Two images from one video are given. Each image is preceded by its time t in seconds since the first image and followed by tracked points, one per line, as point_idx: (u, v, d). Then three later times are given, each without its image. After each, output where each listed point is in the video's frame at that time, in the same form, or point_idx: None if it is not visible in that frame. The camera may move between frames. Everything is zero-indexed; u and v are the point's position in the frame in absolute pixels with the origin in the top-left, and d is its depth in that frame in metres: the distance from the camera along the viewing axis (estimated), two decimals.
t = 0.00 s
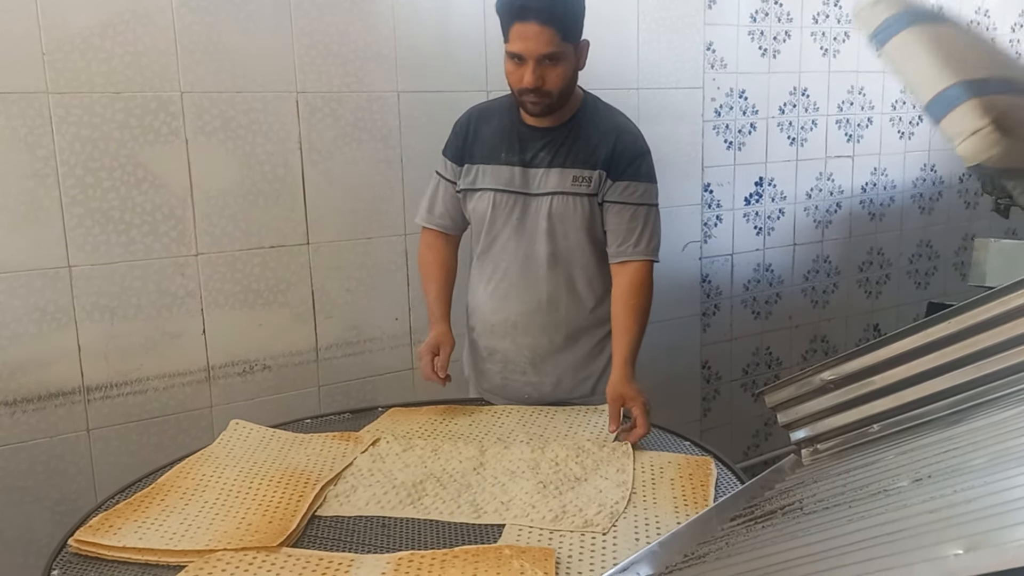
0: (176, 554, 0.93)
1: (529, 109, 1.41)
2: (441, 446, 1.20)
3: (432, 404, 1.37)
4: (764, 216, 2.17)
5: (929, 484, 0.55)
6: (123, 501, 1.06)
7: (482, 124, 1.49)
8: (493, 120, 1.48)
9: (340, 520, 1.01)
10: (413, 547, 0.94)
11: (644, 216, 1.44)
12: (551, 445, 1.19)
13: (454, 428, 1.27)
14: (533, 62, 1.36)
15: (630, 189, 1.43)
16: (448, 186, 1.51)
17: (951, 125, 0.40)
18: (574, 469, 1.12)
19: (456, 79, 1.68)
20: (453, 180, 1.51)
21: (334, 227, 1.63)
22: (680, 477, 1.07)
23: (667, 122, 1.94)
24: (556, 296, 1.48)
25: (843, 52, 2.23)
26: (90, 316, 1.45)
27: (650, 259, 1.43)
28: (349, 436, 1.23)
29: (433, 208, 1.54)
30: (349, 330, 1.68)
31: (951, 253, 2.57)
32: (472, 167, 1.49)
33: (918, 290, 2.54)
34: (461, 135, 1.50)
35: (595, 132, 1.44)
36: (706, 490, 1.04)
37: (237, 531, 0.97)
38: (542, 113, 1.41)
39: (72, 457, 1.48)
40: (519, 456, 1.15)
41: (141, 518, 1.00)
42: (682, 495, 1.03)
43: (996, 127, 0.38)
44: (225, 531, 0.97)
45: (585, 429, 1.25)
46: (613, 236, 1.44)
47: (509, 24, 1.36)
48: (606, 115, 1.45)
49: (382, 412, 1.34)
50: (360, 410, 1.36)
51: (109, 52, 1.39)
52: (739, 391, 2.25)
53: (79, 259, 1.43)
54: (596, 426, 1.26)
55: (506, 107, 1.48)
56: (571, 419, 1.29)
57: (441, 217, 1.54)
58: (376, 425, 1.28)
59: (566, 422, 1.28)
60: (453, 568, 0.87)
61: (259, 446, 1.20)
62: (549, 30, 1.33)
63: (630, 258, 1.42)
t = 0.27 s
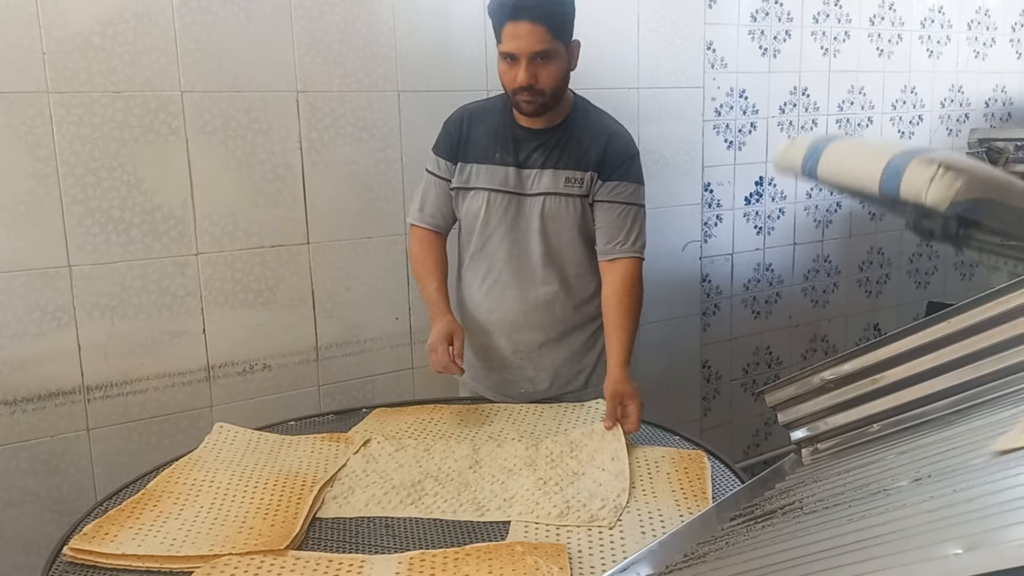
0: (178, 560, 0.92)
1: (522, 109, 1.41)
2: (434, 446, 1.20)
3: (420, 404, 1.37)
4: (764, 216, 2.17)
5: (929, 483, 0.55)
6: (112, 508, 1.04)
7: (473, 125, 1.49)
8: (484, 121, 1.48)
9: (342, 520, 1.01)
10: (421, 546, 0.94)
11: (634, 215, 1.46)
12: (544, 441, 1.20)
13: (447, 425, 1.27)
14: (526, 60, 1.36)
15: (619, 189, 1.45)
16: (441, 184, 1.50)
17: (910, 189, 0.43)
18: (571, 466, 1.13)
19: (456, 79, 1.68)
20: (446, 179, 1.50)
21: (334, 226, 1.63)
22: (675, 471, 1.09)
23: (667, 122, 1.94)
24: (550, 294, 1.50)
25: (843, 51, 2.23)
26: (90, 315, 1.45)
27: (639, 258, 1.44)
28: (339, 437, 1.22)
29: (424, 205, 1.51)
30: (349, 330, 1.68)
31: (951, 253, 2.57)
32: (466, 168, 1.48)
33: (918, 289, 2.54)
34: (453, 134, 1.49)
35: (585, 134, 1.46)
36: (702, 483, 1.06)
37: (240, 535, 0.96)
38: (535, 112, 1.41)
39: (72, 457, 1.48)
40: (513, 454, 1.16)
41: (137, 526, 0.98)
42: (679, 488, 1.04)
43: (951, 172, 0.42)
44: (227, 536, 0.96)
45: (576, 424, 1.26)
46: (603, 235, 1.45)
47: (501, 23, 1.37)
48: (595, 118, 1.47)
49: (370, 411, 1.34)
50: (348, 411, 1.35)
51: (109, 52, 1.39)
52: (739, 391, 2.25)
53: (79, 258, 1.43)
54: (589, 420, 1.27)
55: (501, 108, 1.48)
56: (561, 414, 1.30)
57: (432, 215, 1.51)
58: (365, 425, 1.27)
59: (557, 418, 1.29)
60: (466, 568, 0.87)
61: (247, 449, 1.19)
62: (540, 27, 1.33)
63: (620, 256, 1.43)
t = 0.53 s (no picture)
0: (180, 567, 0.91)
1: (511, 105, 1.45)
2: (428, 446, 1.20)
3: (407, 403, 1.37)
4: (764, 216, 2.17)
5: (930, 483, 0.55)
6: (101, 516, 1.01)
7: (464, 126, 1.49)
8: (475, 120, 1.49)
9: (345, 520, 1.01)
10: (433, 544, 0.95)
11: (637, 205, 1.54)
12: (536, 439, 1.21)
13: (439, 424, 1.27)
14: (513, 57, 1.41)
15: (621, 182, 1.52)
16: (437, 184, 1.49)
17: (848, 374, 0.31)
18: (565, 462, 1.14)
19: (456, 79, 1.68)
20: (441, 179, 1.49)
21: (334, 225, 1.63)
22: (668, 463, 1.11)
23: (667, 122, 1.94)
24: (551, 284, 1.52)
25: (843, 51, 2.23)
26: (90, 315, 1.45)
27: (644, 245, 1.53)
28: (327, 438, 1.22)
29: (417, 207, 1.50)
30: (349, 329, 1.68)
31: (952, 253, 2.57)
32: (460, 166, 1.49)
33: (919, 289, 2.54)
34: (444, 136, 1.50)
35: (577, 128, 1.50)
36: (694, 474, 1.08)
37: (244, 540, 0.95)
38: (524, 109, 1.45)
39: (72, 456, 1.48)
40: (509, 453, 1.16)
41: (133, 533, 0.96)
42: (673, 479, 1.07)
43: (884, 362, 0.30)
44: (230, 540, 0.95)
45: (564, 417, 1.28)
46: (609, 226, 1.53)
47: (488, 25, 1.43)
48: (584, 112, 1.51)
49: (358, 412, 1.34)
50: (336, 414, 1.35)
51: (109, 52, 1.40)
52: (739, 390, 2.25)
53: (80, 258, 1.43)
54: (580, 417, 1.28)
55: (487, 108, 1.50)
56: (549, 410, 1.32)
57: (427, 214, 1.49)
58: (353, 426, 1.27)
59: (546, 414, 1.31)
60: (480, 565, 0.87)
61: (235, 453, 1.17)
62: (527, 24, 1.39)
63: (629, 244, 1.52)
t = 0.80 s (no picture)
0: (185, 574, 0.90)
1: (501, 103, 1.45)
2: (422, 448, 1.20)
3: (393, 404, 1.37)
4: (764, 216, 2.17)
5: (930, 482, 0.55)
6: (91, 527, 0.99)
7: (456, 126, 1.50)
8: (467, 120, 1.50)
9: (351, 521, 1.01)
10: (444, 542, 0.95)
11: (632, 193, 1.53)
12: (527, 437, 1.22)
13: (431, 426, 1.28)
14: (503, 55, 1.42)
15: (615, 171, 1.53)
16: (435, 183, 1.48)
17: None
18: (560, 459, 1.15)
19: (456, 79, 1.68)
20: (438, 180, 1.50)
21: (334, 225, 1.63)
22: (661, 455, 1.13)
23: (667, 122, 1.94)
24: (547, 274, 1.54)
25: (843, 51, 2.23)
26: (90, 315, 1.45)
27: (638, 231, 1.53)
28: (314, 442, 1.22)
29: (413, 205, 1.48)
30: (349, 330, 1.68)
31: (951, 253, 2.57)
32: (456, 165, 1.49)
33: (918, 289, 2.54)
34: (437, 137, 1.49)
35: (569, 121, 1.51)
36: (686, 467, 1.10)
37: (250, 544, 0.94)
38: (514, 107, 1.46)
39: (72, 457, 1.48)
40: (506, 451, 1.17)
41: (132, 544, 0.94)
42: (668, 471, 1.09)
43: None
44: (235, 546, 0.94)
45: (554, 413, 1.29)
46: (603, 215, 1.53)
47: (478, 24, 1.44)
48: (574, 106, 1.52)
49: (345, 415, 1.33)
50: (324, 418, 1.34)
51: (108, 52, 1.39)
52: (739, 390, 2.25)
53: (79, 258, 1.43)
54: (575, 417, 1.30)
55: (478, 108, 1.50)
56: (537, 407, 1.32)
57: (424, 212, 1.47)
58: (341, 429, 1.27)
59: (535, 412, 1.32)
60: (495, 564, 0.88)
61: (222, 460, 1.16)
62: (516, 23, 1.40)
63: (624, 231, 1.52)
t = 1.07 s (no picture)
0: None
1: (497, 103, 1.47)
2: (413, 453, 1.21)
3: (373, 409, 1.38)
4: (764, 215, 2.17)
5: (931, 481, 0.55)
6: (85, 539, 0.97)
7: (451, 126, 1.52)
8: (462, 121, 1.52)
9: (358, 523, 1.01)
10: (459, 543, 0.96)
11: (624, 192, 1.53)
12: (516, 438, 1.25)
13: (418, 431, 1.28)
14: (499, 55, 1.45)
15: (608, 171, 1.53)
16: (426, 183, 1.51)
17: None
18: (554, 459, 1.17)
19: (456, 79, 1.68)
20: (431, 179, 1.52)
21: (334, 224, 1.63)
22: (650, 449, 1.18)
23: (667, 121, 1.94)
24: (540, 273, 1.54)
25: (844, 50, 2.23)
26: (90, 315, 1.45)
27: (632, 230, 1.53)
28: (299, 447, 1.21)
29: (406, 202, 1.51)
30: (349, 329, 1.68)
31: (951, 252, 2.57)
32: (450, 165, 1.51)
33: (919, 289, 2.54)
34: (431, 139, 1.53)
35: (563, 120, 1.52)
36: (674, 459, 1.14)
37: (255, 548, 0.94)
38: (509, 106, 1.48)
39: (72, 456, 1.48)
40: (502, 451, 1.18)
41: (132, 554, 0.93)
42: (660, 465, 1.13)
43: None
44: (243, 552, 0.94)
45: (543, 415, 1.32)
46: (596, 214, 1.53)
47: (475, 26, 1.47)
48: (568, 106, 1.53)
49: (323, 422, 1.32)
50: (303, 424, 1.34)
51: (108, 51, 1.39)
52: (739, 390, 2.25)
53: (80, 257, 1.43)
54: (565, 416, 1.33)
55: (473, 109, 1.52)
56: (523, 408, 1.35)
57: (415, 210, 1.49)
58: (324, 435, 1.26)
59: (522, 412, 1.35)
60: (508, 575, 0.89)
61: (208, 468, 1.15)
62: (511, 24, 1.43)
63: (617, 231, 1.52)
